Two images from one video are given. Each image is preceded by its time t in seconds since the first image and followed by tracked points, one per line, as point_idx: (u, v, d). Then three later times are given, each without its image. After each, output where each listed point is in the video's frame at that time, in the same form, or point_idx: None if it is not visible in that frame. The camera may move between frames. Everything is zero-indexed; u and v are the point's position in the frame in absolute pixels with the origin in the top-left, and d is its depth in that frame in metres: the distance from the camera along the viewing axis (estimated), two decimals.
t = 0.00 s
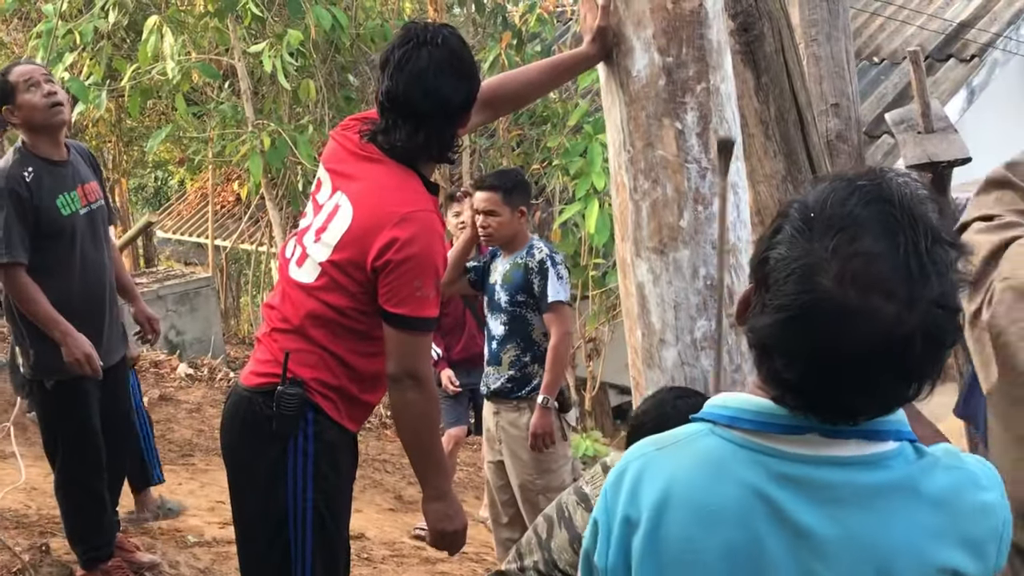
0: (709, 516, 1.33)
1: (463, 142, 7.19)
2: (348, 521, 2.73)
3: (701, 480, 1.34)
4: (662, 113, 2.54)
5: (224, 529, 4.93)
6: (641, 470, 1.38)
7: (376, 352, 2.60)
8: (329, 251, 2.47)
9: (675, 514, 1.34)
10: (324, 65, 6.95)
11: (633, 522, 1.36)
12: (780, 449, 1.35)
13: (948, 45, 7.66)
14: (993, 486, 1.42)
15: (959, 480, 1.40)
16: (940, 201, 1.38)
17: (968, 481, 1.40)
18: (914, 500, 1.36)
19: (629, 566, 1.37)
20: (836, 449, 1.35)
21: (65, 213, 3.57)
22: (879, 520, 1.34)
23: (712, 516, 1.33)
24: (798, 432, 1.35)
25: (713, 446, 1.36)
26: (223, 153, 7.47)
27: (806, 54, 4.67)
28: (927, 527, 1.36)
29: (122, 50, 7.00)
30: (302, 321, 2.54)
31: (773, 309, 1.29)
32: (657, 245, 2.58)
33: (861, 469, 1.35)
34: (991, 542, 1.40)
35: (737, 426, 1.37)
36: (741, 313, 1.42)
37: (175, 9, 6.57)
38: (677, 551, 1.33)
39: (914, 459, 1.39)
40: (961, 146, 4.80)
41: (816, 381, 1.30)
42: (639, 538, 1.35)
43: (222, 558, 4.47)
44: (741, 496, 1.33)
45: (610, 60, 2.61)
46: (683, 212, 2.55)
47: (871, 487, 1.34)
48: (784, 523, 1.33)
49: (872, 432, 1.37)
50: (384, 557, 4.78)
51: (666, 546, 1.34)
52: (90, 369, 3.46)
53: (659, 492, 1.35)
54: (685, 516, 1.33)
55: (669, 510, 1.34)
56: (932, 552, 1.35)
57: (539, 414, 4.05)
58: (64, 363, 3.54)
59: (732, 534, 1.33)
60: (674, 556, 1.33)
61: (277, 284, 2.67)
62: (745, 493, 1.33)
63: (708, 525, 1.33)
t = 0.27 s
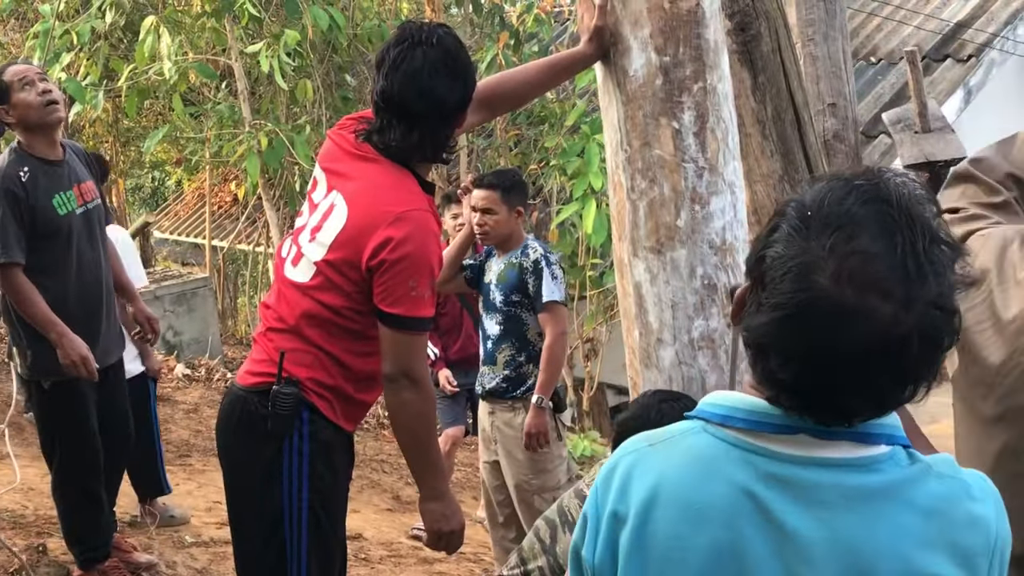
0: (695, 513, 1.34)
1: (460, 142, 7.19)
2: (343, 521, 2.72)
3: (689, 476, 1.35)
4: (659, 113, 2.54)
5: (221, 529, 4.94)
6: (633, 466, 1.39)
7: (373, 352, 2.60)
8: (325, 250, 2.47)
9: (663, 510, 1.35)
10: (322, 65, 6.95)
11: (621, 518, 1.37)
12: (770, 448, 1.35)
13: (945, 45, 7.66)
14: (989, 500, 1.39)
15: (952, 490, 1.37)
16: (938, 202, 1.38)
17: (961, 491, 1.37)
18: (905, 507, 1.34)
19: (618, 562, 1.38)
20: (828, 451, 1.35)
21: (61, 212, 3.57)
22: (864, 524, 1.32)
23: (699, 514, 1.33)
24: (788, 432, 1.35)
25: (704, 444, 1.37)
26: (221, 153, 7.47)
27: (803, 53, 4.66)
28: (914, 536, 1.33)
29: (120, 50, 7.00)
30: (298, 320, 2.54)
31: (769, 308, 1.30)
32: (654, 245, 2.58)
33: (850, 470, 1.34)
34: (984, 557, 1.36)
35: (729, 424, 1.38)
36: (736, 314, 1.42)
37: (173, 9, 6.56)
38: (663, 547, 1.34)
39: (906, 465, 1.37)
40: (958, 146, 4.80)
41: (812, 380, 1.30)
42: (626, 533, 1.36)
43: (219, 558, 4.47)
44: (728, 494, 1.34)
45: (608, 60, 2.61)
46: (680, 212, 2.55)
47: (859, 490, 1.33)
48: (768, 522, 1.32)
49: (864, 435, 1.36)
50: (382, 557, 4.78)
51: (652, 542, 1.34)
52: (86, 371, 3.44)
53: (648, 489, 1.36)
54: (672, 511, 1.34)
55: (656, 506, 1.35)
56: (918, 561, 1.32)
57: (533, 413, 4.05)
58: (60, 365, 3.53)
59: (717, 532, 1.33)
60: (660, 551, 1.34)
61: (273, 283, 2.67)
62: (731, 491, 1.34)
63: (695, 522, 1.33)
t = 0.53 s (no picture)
0: (683, 512, 1.34)
1: (454, 140, 7.18)
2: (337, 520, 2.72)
3: (676, 475, 1.35)
4: (652, 111, 2.54)
5: (214, 528, 4.93)
6: (620, 466, 1.39)
7: (364, 350, 2.59)
8: (317, 248, 2.46)
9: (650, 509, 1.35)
10: (315, 63, 6.94)
11: (609, 518, 1.38)
12: (757, 446, 1.35)
13: (939, 44, 7.67)
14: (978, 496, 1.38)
15: (940, 485, 1.36)
16: (923, 197, 1.38)
17: (948, 488, 1.36)
18: (893, 502, 1.33)
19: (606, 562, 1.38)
20: (813, 448, 1.34)
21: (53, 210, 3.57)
22: (849, 520, 1.32)
23: (687, 513, 1.33)
24: (775, 430, 1.35)
25: (691, 443, 1.37)
26: (214, 152, 7.46)
27: (797, 51, 4.65)
28: (900, 532, 1.32)
29: (113, 48, 6.99)
30: (290, 318, 2.54)
31: (752, 304, 1.30)
32: (648, 243, 2.58)
33: (836, 467, 1.34)
34: (974, 553, 1.35)
35: (715, 422, 1.38)
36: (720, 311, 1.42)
37: (166, 7, 6.55)
38: (651, 546, 1.34)
39: (893, 461, 1.37)
40: (952, 144, 4.80)
41: (795, 375, 1.29)
42: (616, 533, 1.36)
43: (213, 557, 4.46)
44: (715, 492, 1.33)
45: (601, 58, 2.61)
46: (674, 210, 2.55)
47: (846, 486, 1.33)
48: (755, 519, 1.32)
49: (850, 430, 1.36)
50: (375, 556, 4.78)
51: (641, 542, 1.35)
52: (74, 372, 3.42)
53: (635, 489, 1.36)
54: (660, 511, 1.34)
55: (644, 505, 1.35)
56: (905, 556, 1.32)
57: (527, 414, 4.05)
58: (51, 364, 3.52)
59: (704, 531, 1.33)
60: (648, 551, 1.34)
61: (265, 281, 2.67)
62: (718, 489, 1.34)
63: (683, 522, 1.33)
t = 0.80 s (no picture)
0: (680, 513, 1.33)
1: (446, 135, 7.17)
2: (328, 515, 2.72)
3: (671, 476, 1.34)
4: (645, 106, 2.53)
5: (204, 523, 4.92)
6: (611, 472, 1.37)
7: (357, 345, 2.59)
8: (310, 241, 2.45)
9: (647, 512, 1.33)
10: (307, 57, 6.93)
11: (604, 523, 1.36)
12: (752, 444, 1.34)
13: (931, 40, 7.67)
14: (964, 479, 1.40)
15: (929, 474, 1.37)
16: (913, 188, 1.37)
17: (940, 474, 1.38)
18: (889, 493, 1.34)
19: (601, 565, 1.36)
20: (806, 443, 1.34)
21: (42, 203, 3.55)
22: (846, 512, 1.32)
23: (683, 513, 1.32)
24: (769, 427, 1.34)
25: (683, 443, 1.36)
26: (205, 145, 7.44)
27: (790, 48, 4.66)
28: (896, 520, 1.33)
29: (104, 41, 6.97)
30: (282, 313, 2.53)
31: (744, 296, 1.29)
32: (640, 239, 2.58)
33: (830, 461, 1.34)
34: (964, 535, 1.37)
35: (707, 423, 1.36)
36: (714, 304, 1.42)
37: None
38: (648, 549, 1.32)
39: (884, 452, 1.37)
40: (944, 141, 4.80)
41: (788, 368, 1.29)
42: (610, 537, 1.34)
43: (203, 552, 4.45)
44: (712, 492, 1.32)
45: (595, 53, 2.60)
46: (666, 205, 2.55)
47: (843, 481, 1.33)
48: (752, 516, 1.31)
49: (843, 424, 1.36)
50: (366, 551, 4.77)
51: (638, 545, 1.33)
52: (61, 369, 3.40)
53: (630, 492, 1.34)
54: (655, 513, 1.33)
55: (639, 508, 1.34)
56: (901, 544, 1.33)
57: (517, 411, 4.06)
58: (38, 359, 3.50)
59: (701, 530, 1.32)
60: (645, 554, 1.33)
61: (257, 275, 2.66)
62: (714, 488, 1.33)
63: (680, 522, 1.32)
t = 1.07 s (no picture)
0: (665, 504, 1.29)
1: (436, 127, 7.15)
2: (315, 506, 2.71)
3: (659, 466, 1.30)
4: (635, 99, 2.53)
5: (191, 514, 4.91)
6: (598, 461, 1.34)
7: (345, 336, 2.58)
8: (298, 232, 2.45)
9: (633, 504, 1.30)
10: (296, 49, 6.90)
11: (591, 511, 1.33)
12: (735, 436, 1.29)
13: (921, 36, 7.68)
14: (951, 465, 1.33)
15: (911, 465, 1.31)
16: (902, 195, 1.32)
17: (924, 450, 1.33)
18: (876, 478, 1.29)
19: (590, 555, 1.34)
20: (786, 436, 1.28)
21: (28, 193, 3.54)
22: (825, 508, 1.27)
23: (666, 505, 1.29)
24: (751, 419, 1.29)
25: (670, 433, 1.32)
26: (194, 136, 7.42)
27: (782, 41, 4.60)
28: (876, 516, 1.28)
29: (92, 31, 6.94)
30: (270, 304, 2.52)
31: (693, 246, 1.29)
32: (629, 232, 2.57)
33: (813, 455, 1.28)
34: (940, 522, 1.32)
35: (690, 413, 1.32)
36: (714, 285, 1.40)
37: None
38: (635, 540, 1.30)
39: (869, 442, 1.31)
40: (933, 136, 4.81)
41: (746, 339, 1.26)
42: (597, 525, 1.32)
43: (189, 544, 4.44)
44: (696, 484, 1.28)
45: (584, 45, 2.60)
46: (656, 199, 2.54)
47: (827, 470, 1.28)
48: (734, 510, 1.27)
49: (825, 412, 1.30)
50: (353, 543, 4.77)
51: (624, 534, 1.30)
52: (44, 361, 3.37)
53: (615, 483, 1.31)
54: (642, 503, 1.30)
55: (623, 498, 1.30)
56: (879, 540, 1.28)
57: (498, 406, 4.05)
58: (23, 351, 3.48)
59: (684, 522, 1.28)
60: (632, 545, 1.30)
61: (244, 266, 2.65)
62: (698, 480, 1.29)
63: (664, 514, 1.29)
